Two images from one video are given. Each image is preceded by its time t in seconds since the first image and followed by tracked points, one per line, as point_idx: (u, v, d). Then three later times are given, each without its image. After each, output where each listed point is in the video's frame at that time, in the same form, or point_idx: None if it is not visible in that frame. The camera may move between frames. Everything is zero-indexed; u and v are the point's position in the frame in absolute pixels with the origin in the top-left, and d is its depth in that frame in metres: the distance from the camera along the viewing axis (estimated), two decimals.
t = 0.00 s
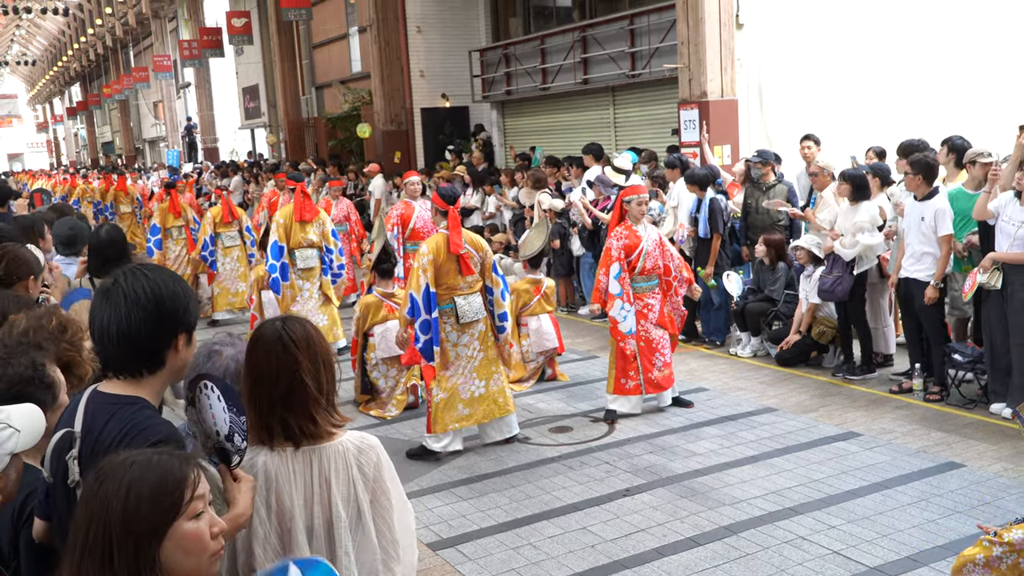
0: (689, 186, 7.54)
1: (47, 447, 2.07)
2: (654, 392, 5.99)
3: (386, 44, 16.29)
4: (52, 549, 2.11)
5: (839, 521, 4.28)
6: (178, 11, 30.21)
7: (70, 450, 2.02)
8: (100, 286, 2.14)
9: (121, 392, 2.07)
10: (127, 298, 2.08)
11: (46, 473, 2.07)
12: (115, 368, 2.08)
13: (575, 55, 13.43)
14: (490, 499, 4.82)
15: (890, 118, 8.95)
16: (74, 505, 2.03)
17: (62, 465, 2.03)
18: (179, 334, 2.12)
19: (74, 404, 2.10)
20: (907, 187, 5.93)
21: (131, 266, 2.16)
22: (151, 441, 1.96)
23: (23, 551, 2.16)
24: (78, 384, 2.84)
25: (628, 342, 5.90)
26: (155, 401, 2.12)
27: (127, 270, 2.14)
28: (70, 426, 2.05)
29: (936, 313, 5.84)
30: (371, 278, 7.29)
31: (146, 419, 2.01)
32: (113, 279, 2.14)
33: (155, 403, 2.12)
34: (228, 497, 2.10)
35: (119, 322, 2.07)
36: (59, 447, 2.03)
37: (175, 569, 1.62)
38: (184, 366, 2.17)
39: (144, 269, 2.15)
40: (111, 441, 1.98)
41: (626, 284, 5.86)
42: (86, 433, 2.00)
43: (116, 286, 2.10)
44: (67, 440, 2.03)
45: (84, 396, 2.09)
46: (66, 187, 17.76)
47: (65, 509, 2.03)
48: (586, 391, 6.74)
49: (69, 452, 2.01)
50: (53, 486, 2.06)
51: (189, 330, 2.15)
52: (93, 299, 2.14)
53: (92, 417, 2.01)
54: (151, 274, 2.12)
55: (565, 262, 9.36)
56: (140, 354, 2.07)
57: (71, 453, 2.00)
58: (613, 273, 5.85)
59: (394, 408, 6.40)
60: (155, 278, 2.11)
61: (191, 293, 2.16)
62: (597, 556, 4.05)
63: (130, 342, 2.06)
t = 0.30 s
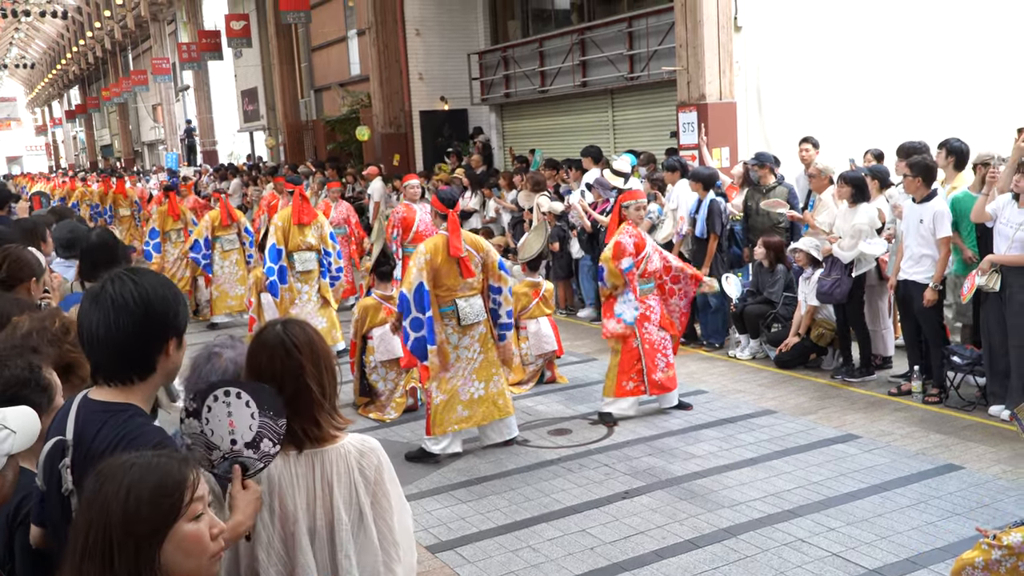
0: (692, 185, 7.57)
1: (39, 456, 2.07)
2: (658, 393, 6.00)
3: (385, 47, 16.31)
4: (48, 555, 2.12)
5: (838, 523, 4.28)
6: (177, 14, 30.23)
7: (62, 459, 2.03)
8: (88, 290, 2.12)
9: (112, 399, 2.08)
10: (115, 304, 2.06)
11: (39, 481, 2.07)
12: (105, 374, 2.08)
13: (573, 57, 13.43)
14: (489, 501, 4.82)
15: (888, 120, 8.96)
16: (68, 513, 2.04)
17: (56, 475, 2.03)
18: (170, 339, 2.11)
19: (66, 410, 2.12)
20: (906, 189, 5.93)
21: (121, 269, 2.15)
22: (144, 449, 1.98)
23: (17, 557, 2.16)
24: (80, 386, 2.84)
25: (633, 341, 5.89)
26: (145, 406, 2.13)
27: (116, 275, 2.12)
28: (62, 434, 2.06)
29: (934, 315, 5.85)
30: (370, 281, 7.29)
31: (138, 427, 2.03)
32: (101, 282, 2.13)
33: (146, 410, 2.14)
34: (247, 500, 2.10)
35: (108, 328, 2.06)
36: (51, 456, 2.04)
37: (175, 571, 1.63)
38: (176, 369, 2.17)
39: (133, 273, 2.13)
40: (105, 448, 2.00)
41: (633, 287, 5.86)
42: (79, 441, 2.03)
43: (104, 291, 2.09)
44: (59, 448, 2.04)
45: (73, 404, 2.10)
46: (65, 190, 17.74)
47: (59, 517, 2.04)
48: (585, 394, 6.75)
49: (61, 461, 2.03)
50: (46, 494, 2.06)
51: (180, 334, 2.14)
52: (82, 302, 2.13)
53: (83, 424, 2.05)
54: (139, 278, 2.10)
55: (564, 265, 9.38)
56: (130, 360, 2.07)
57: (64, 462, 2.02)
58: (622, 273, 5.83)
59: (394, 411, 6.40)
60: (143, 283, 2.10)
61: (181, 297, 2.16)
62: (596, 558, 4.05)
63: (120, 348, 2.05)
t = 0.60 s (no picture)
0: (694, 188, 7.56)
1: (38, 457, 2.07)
2: (649, 398, 5.98)
3: (385, 49, 16.32)
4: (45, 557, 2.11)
5: (838, 527, 4.27)
6: (177, 17, 30.32)
7: (62, 461, 2.03)
8: (88, 295, 2.11)
9: (112, 403, 2.07)
10: (115, 308, 2.06)
11: (39, 482, 2.06)
12: (106, 379, 2.07)
13: (574, 61, 13.45)
14: (489, 504, 4.82)
15: (888, 123, 8.96)
16: (67, 515, 2.03)
17: (55, 477, 2.03)
18: (170, 343, 2.11)
19: (67, 412, 2.12)
20: (907, 193, 5.93)
21: (121, 273, 2.14)
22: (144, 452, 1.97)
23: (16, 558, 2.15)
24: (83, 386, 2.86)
25: (626, 345, 5.90)
26: (146, 411, 2.12)
27: (116, 279, 2.11)
28: (63, 436, 2.07)
29: (936, 319, 5.83)
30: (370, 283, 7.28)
31: (138, 431, 2.02)
32: (100, 287, 2.12)
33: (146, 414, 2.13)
34: (247, 503, 2.05)
35: (108, 333, 2.05)
36: (51, 457, 2.04)
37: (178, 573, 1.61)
38: (177, 374, 2.16)
39: (132, 277, 2.12)
40: (105, 451, 1.99)
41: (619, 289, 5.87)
42: (79, 444, 2.02)
43: (104, 296, 2.08)
44: (60, 449, 2.04)
45: (74, 406, 2.10)
46: (65, 192, 17.75)
47: (58, 519, 2.03)
48: (585, 397, 6.74)
49: (62, 462, 2.03)
50: (45, 495, 2.06)
51: (181, 338, 2.14)
52: (81, 307, 2.12)
53: (84, 427, 2.04)
54: (139, 283, 2.10)
55: (564, 268, 9.40)
56: (130, 366, 2.06)
57: (63, 463, 2.02)
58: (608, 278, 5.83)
59: (394, 414, 6.40)
60: (143, 287, 2.09)
61: (182, 301, 2.15)
62: (596, 561, 4.04)
63: (120, 353, 2.04)
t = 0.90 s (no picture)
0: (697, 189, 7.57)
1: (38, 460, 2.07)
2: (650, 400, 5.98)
3: (386, 52, 16.34)
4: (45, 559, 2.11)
5: (839, 529, 4.27)
6: (179, 19, 30.36)
7: (61, 462, 2.03)
8: (88, 298, 2.11)
9: (111, 406, 2.07)
10: (115, 311, 2.05)
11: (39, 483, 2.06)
12: (105, 382, 2.07)
13: (575, 63, 13.46)
14: (490, 506, 4.81)
15: (888, 125, 8.97)
16: (65, 518, 2.03)
17: (54, 479, 2.02)
18: (171, 347, 2.11)
19: (67, 415, 2.13)
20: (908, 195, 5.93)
21: (122, 277, 2.14)
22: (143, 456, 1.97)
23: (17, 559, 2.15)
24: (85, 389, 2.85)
25: (628, 348, 5.91)
26: (146, 414, 2.12)
27: (117, 282, 2.12)
28: (63, 438, 2.07)
29: (937, 321, 5.82)
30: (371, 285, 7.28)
31: (137, 435, 2.02)
32: (101, 289, 2.12)
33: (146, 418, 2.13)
34: (250, 507, 2.07)
35: (108, 337, 2.05)
36: (51, 458, 2.04)
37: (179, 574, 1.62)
38: (178, 378, 2.16)
39: (134, 280, 2.12)
40: (103, 454, 2.00)
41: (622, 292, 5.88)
42: (78, 446, 2.03)
43: (105, 299, 2.08)
44: (59, 451, 2.04)
45: (74, 409, 2.11)
46: (67, 195, 17.74)
47: (56, 521, 2.03)
48: (586, 399, 6.73)
49: (60, 465, 2.03)
50: (44, 498, 2.06)
51: (182, 342, 2.14)
52: (82, 310, 2.12)
53: (83, 429, 2.05)
54: (140, 286, 2.10)
55: (566, 270, 9.40)
56: (130, 370, 2.06)
57: (63, 464, 2.01)
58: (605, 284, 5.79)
59: (394, 416, 6.40)
60: (144, 290, 2.09)
61: (183, 305, 2.15)
62: (597, 564, 4.03)
63: (120, 356, 2.04)
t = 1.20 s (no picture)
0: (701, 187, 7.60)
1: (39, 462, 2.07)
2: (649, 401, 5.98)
3: (386, 52, 16.34)
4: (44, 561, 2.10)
5: (840, 530, 4.27)
6: (179, 20, 30.38)
7: (61, 464, 2.03)
8: (88, 299, 2.11)
9: (112, 407, 2.07)
10: (115, 312, 2.05)
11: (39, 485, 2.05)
12: (105, 383, 2.07)
13: (575, 64, 13.47)
14: (490, 507, 4.81)
15: (888, 125, 8.97)
16: (65, 520, 2.02)
17: (54, 480, 2.02)
18: (172, 347, 2.11)
19: (67, 418, 2.13)
20: (909, 195, 5.92)
21: (122, 277, 2.14)
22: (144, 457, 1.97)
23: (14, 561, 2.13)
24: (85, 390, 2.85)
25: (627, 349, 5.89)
26: (146, 415, 2.12)
27: (118, 282, 2.11)
28: (63, 440, 2.07)
29: (937, 321, 5.81)
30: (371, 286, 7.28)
31: (137, 435, 2.03)
32: (102, 290, 2.11)
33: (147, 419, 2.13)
34: (253, 503, 2.05)
35: (109, 338, 2.05)
36: (51, 460, 2.04)
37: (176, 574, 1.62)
38: (178, 378, 2.17)
39: (134, 280, 2.12)
40: (104, 455, 2.00)
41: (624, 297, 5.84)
42: (79, 448, 2.03)
43: (105, 299, 2.07)
44: (59, 453, 2.04)
45: (75, 410, 2.11)
46: (67, 196, 17.73)
47: (55, 524, 2.02)
48: (586, 400, 6.73)
49: (60, 466, 2.03)
50: (44, 500, 2.05)
51: (182, 343, 2.14)
52: (83, 311, 2.12)
53: (83, 430, 2.05)
54: (141, 287, 2.09)
55: (566, 271, 9.40)
56: (131, 371, 2.06)
57: (63, 467, 2.02)
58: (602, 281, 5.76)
59: (395, 417, 6.40)
60: (144, 291, 2.09)
61: (184, 305, 2.15)
62: (598, 564, 4.03)
63: (120, 356, 2.04)
